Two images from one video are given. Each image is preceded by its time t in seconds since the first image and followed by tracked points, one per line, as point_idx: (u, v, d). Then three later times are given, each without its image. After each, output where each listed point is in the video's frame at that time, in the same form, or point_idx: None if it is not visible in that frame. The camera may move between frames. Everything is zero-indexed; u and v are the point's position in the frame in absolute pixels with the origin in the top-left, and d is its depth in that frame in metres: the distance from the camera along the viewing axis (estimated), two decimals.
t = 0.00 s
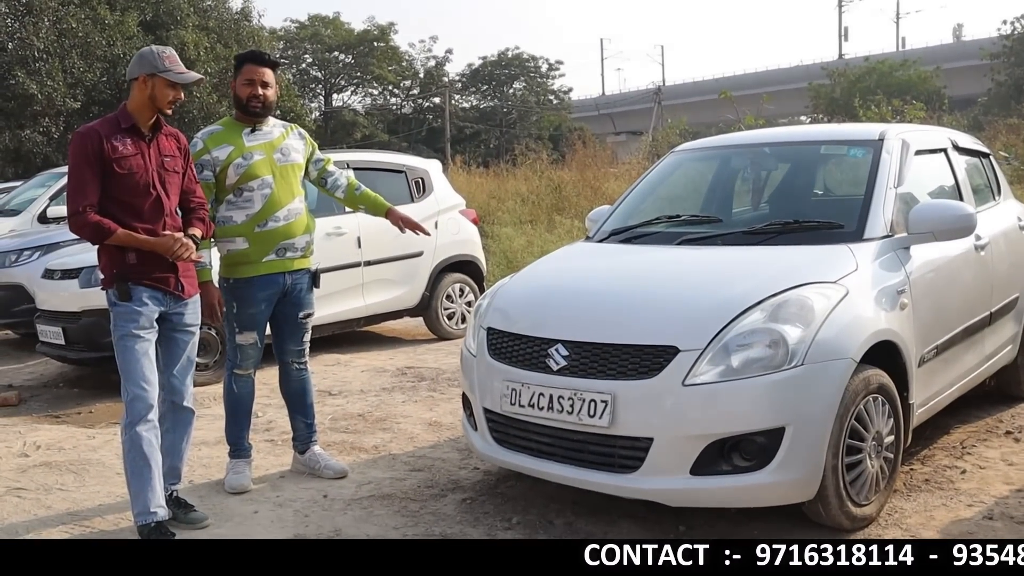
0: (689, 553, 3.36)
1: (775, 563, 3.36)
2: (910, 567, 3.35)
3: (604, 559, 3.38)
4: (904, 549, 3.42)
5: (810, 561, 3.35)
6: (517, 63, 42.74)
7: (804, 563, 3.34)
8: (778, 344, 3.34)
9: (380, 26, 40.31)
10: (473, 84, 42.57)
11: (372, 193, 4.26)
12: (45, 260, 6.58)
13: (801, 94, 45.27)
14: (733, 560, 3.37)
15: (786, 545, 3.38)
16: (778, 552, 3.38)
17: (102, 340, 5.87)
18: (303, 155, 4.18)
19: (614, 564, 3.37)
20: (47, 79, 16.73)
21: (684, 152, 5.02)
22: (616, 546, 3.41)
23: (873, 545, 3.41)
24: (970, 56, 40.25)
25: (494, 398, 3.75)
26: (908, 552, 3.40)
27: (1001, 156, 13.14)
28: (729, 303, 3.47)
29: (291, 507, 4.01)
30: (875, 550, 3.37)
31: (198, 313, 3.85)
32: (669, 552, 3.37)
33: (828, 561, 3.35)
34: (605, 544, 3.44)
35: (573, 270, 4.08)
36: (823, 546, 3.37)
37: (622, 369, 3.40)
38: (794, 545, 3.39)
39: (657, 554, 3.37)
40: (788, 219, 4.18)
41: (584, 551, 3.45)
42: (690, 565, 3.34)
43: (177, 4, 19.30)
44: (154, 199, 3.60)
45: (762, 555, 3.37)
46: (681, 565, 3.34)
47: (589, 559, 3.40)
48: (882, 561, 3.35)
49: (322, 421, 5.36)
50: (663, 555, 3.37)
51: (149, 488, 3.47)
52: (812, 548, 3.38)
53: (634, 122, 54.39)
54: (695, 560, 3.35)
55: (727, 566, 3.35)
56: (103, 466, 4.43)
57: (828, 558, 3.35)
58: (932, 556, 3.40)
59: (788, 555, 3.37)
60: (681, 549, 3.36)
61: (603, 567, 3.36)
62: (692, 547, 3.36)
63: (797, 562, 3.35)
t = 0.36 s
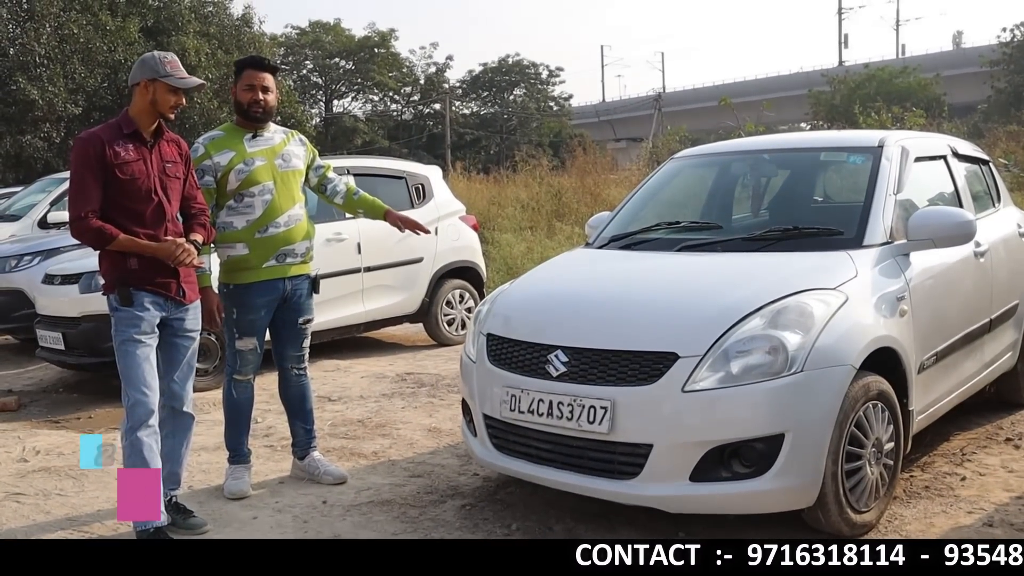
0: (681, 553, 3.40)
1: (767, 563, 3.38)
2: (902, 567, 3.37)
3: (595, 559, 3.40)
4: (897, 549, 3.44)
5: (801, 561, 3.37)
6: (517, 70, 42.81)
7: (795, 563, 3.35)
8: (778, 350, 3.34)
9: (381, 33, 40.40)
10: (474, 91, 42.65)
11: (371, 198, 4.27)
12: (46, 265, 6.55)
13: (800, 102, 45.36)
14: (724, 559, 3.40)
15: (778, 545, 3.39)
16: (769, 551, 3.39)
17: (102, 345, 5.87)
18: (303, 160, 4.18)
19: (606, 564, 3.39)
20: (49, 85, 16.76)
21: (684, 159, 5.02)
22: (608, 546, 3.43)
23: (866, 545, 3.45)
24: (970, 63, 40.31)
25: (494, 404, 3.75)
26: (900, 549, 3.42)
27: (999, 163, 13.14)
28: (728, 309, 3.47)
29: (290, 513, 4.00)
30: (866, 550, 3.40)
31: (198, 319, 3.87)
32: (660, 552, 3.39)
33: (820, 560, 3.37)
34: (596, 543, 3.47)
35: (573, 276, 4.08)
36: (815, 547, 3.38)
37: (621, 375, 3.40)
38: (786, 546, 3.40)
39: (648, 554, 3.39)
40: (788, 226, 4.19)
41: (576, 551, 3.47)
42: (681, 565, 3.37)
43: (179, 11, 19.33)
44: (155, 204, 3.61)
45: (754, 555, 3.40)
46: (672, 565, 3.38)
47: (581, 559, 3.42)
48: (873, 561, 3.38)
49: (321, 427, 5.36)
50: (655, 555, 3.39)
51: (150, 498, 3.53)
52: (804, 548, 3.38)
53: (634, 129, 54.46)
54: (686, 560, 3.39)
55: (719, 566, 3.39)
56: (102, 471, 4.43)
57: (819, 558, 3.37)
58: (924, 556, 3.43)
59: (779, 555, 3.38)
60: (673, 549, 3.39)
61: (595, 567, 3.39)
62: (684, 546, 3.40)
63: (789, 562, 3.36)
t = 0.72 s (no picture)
0: (672, 553, 3.42)
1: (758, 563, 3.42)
2: (893, 566, 3.43)
3: (587, 559, 3.44)
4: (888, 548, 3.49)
5: (793, 561, 3.44)
6: (518, 77, 42.88)
7: (786, 563, 3.42)
8: (778, 359, 3.34)
9: (383, 39, 40.50)
10: (475, 98, 42.74)
11: (372, 204, 4.28)
12: (46, 270, 6.55)
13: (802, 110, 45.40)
14: (716, 559, 3.43)
15: (769, 546, 3.45)
16: (761, 552, 3.44)
17: (102, 350, 5.87)
18: (304, 167, 4.18)
19: (597, 564, 3.42)
20: (51, 90, 16.91)
21: (685, 167, 5.03)
22: (600, 546, 3.46)
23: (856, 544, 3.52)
24: (971, 73, 40.36)
25: (494, 411, 3.75)
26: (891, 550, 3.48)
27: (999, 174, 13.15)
28: (728, 318, 3.47)
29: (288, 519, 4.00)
30: (858, 550, 3.47)
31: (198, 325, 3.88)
32: (652, 552, 3.42)
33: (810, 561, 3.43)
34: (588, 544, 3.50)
35: (573, 284, 4.08)
36: (806, 547, 3.45)
37: (621, 383, 3.40)
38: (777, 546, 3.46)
39: (640, 554, 3.42)
40: (788, 235, 4.19)
41: (567, 551, 3.51)
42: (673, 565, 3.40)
43: (182, 17, 19.34)
44: (157, 209, 3.63)
45: (745, 555, 3.44)
46: (664, 565, 3.40)
47: (572, 559, 3.46)
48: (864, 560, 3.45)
49: (321, 434, 5.36)
50: (646, 555, 3.41)
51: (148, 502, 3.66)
52: (796, 548, 3.46)
53: (635, 137, 54.49)
54: (678, 560, 3.41)
55: (711, 566, 3.41)
56: (101, 477, 4.43)
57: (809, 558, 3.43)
58: (915, 556, 3.50)
59: (771, 555, 3.43)
60: (665, 549, 3.42)
61: (586, 567, 3.42)
62: (675, 547, 3.42)
63: (780, 562, 3.42)
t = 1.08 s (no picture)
0: (664, 553, 3.44)
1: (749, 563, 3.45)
2: (884, 567, 3.47)
3: (578, 559, 3.44)
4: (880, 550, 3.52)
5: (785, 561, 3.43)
6: (519, 81, 42.90)
7: (777, 563, 3.42)
8: (775, 364, 3.35)
9: (386, 41, 40.54)
10: (476, 102, 42.81)
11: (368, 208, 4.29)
12: (46, 268, 6.57)
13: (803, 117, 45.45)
14: (708, 559, 3.45)
15: (761, 546, 3.47)
16: (752, 552, 3.47)
17: (102, 349, 5.87)
18: (304, 168, 4.19)
19: (588, 564, 3.43)
20: (52, 89, 16.88)
21: (684, 172, 5.03)
22: (591, 546, 3.47)
23: (849, 545, 3.50)
24: (973, 81, 40.41)
25: (491, 413, 3.76)
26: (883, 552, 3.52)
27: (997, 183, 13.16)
28: (726, 322, 3.48)
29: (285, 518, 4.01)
30: (849, 550, 3.46)
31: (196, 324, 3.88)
32: (644, 552, 3.43)
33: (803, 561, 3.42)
34: (579, 543, 3.51)
35: (572, 287, 4.09)
36: (798, 546, 3.44)
37: (618, 386, 3.40)
38: (769, 546, 3.47)
39: (631, 554, 3.43)
40: (788, 240, 4.20)
41: (559, 550, 3.50)
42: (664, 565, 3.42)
43: (184, 17, 19.25)
44: (156, 209, 3.64)
45: (737, 555, 3.46)
46: (655, 565, 3.42)
47: (564, 558, 3.46)
48: (856, 561, 3.46)
49: (318, 434, 5.36)
50: (638, 555, 3.43)
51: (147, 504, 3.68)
52: (788, 549, 3.45)
53: (636, 141, 54.53)
54: (669, 560, 3.43)
55: (702, 566, 3.44)
56: (99, 475, 4.43)
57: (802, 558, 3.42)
58: (907, 556, 3.53)
59: (762, 555, 3.45)
60: (657, 549, 3.44)
61: (577, 567, 3.43)
62: (667, 548, 3.44)
63: (772, 562, 3.44)
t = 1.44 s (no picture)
0: (655, 553, 3.53)
1: (740, 562, 3.51)
2: (875, 567, 3.54)
3: (570, 559, 3.53)
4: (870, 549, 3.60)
5: (776, 560, 3.53)
6: (514, 89, 43.18)
7: (768, 563, 3.51)
8: (760, 365, 3.51)
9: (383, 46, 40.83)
10: (473, 108, 42.86)
11: (370, 208, 4.46)
12: (57, 267, 6.70)
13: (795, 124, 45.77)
14: (699, 558, 3.52)
15: (753, 545, 3.53)
16: (744, 552, 3.53)
17: (109, 346, 6.02)
18: (307, 173, 4.34)
19: (580, 563, 3.52)
20: (63, 94, 17.72)
21: (674, 179, 5.20)
22: (582, 546, 3.55)
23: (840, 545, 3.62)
24: (962, 91, 40.79)
25: (486, 411, 3.91)
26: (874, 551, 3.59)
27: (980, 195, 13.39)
28: (713, 325, 3.64)
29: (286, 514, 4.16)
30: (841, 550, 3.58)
31: (201, 322, 4.04)
32: (634, 552, 3.52)
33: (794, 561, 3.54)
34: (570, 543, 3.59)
35: (565, 290, 4.25)
36: (789, 547, 3.55)
37: (608, 386, 3.56)
38: (760, 546, 3.54)
39: (623, 554, 3.52)
40: (773, 246, 4.37)
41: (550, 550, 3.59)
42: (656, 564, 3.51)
43: (193, 27, 20.00)
44: (162, 212, 3.79)
45: (728, 555, 3.52)
46: (646, 564, 3.51)
47: (555, 559, 3.55)
48: (846, 560, 3.57)
49: (318, 430, 5.51)
50: (629, 555, 3.52)
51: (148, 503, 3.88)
52: (778, 548, 3.55)
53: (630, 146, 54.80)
54: (660, 560, 3.52)
55: (693, 566, 3.51)
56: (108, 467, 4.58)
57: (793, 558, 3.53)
58: (899, 556, 3.60)
59: (753, 555, 3.52)
60: (648, 549, 3.52)
61: (569, 567, 3.52)
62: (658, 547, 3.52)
63: (762, 561, 3.51)
